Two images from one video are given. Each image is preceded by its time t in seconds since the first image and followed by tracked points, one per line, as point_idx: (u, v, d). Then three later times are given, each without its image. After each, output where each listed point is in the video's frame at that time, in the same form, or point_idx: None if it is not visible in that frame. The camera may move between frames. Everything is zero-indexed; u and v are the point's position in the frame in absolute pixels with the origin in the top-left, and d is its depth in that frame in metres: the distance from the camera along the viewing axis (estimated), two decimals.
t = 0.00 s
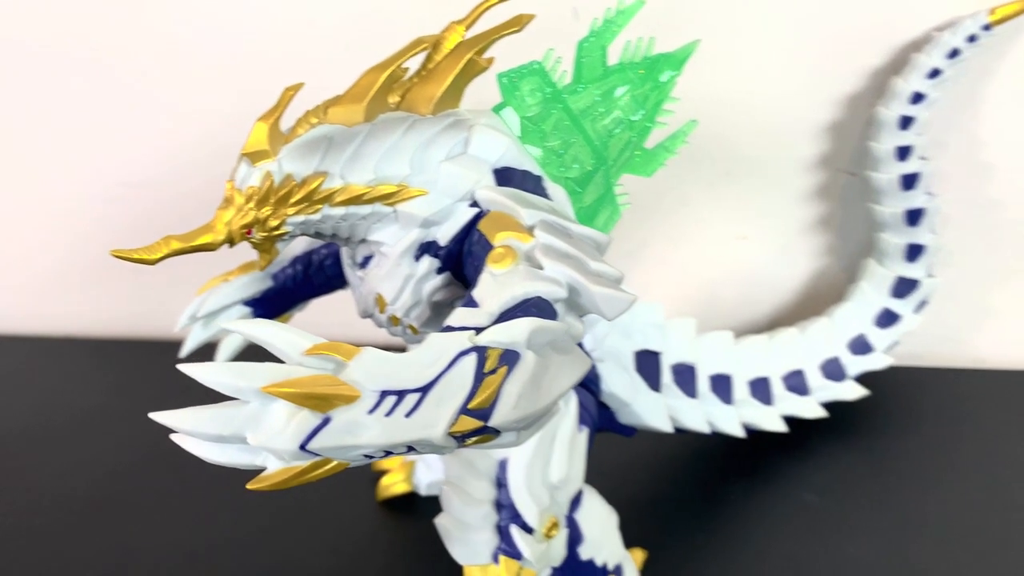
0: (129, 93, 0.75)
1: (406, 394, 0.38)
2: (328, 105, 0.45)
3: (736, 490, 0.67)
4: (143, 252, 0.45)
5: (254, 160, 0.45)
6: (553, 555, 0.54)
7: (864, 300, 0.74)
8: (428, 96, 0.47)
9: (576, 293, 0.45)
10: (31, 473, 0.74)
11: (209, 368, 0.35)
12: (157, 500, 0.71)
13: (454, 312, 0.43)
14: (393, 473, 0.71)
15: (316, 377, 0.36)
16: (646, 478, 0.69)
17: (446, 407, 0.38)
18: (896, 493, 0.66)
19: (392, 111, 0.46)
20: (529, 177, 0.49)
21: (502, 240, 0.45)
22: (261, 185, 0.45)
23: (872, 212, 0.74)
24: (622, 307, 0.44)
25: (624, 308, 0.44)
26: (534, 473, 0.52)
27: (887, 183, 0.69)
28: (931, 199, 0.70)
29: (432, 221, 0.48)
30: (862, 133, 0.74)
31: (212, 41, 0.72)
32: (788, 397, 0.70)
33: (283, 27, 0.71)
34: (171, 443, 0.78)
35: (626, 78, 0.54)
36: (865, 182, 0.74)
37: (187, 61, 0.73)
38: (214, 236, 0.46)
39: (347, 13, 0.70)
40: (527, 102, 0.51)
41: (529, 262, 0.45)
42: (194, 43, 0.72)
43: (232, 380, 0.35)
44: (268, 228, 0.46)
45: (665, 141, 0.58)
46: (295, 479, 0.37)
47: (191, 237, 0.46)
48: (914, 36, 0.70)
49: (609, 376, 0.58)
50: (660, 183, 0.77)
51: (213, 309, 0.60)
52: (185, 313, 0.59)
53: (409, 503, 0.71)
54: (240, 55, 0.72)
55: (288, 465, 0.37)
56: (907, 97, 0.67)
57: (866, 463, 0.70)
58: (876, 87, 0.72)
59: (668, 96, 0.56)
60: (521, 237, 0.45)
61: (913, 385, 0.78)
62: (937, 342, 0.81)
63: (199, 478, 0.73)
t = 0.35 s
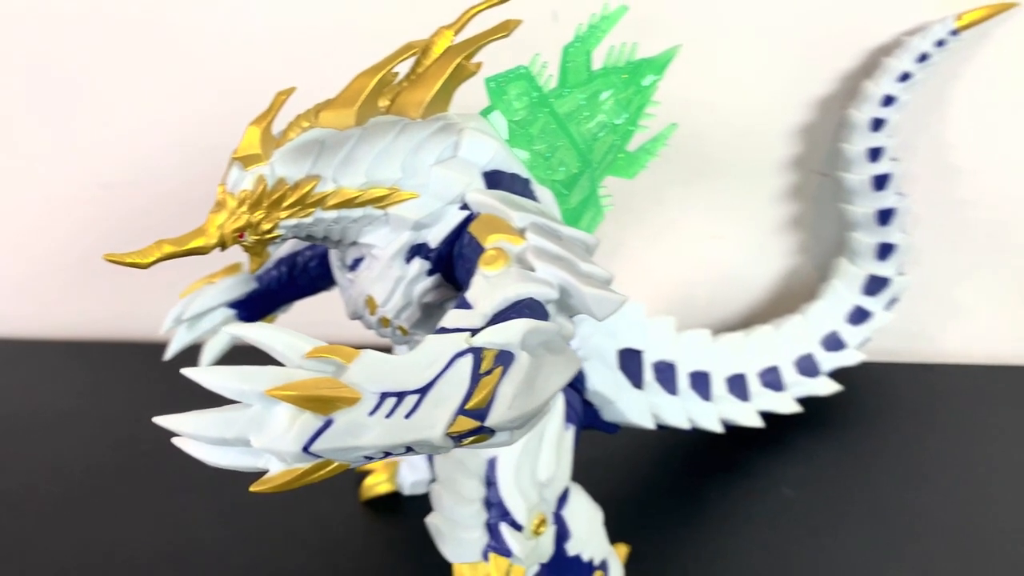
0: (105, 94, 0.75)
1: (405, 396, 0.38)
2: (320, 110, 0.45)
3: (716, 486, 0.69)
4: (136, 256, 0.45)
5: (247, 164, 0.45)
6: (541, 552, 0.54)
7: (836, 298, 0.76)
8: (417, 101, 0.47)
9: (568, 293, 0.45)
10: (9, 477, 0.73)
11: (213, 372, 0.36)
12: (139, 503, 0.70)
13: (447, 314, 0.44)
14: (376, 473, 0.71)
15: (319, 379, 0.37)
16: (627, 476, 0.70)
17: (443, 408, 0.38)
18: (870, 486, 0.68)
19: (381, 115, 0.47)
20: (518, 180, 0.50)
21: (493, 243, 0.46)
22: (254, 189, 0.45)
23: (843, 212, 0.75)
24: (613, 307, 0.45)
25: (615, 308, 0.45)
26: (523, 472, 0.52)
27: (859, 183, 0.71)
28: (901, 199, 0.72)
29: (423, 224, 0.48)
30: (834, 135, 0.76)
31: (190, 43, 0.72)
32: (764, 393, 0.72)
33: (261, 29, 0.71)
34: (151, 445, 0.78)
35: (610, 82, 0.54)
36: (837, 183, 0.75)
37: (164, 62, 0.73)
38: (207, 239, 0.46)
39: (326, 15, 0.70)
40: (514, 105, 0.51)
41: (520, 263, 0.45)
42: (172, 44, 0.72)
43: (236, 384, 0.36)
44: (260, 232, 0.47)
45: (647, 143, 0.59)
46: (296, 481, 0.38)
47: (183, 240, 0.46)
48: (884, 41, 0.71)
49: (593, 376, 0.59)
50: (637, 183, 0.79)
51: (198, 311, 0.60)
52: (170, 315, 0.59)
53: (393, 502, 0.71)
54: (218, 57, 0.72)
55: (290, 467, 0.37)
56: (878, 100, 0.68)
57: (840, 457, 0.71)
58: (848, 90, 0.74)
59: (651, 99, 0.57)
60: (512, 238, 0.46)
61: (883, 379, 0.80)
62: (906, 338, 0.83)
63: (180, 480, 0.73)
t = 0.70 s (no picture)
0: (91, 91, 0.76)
1: (417, 401, 0.38)
2: (321, 114, 0.45)
3: (704, 485, 0.70)
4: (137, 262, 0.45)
5: (248, 169, 0.45)
6: (539, 552, 0.55)
7: (817, 297, 0.77)
8: (418, 106, 0.48)
9: (571, 296, 0.46)
10: None
11: (230, 380, 0.36)
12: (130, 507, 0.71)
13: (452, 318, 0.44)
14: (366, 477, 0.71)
15: (336, 386, 0.37)
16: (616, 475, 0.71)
17: (451, 413, 0.38)
18: (854, 483, 0.69)
19: (382, 119, 0.47)
20: (517, 184, 0.51)
21: (496, 246, 0.46)
22: (256, 194, 0.45)
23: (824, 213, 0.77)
24: (617, 310, 0.45)
25: (620, 311, 0.45)
26: (521, 475, 0.53)
27: (840, 184, 0.72)
28: (881, 200, 0.73)
29: (424, 228, 0.49)
30: (814, 136, 0.77)
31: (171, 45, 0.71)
32: (748, 390, 0.73)
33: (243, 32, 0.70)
34: (141, 453, 0.78)
35: (604, 87, 0.55)
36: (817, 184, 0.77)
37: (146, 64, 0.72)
38: (207, 245, 0.46)
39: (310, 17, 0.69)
40: (511, 110, 0.52)
41: (523, 267, 0.45)
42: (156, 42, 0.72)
43: (252, 390, 0.36)
44: (262, 237, 0.46)
45: (638, 147, 0.60)
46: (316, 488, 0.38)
47: (184, 247, 0.46)
48: (864, 43, 0.73)
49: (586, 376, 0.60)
50: (620, 185, 0.79)
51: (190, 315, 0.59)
52: (162, 320, 0.59)
53: (384, 505, 0.71)
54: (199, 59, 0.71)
55: (304, 474, 0.37)
56: (860, 102, 0.70)
57: (825, 454, 0.73)
58: (828, 92, 0.75)
59: (643, 104, 0.57)
60: (514, 242, 0.46)
61: (864, 377, 0.81)
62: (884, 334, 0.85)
63: (174, 484, 0.74)
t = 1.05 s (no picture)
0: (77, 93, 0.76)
1: (430, 409, 0.38)
2: (323, 121, 0.45)
3: (693, 488, 0.70)
4: (139, 271, 0.45)
5: (250, 176, 0.44)
6: (538, 557, 0.55)
7: (800, 300, 0.78)
8: (419, 112, 0.47)
9: (575, 302, 0.45)
10: None
11: (243, 390, 0.35)
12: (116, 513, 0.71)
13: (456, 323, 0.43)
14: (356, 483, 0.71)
15: (351, 395, 0.36)
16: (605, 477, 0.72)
17: (464, 420, 0.38)
18: (840, 484, 0.70)
19: (382, 126, 0.46)
20: (517, 191, 0.50)
21: (497, 253, 0.46)
22: (259, 202, 0.44)
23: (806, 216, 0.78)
24: (621, 316, 0.45)
25: (623, 316, 0.45)
26: (520, 477, 0.53)
27: (822, 188, 0.73)
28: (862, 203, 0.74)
29: (425, 234, 0.49)
30: (796, 141, 0.78)
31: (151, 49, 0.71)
32: (735, 392, 0.74)
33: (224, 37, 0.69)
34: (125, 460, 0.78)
35: (599, 93, 0.55)
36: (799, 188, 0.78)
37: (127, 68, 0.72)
38: (208, 253, 0.45)
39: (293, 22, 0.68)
40: (509, 116, 0.52)
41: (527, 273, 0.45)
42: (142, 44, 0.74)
43: (266, 401, 0.35)
44: (264, 245, 0.46)
45: (629, 152, 0.61)
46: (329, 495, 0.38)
47: (186, 256, 0.46)
48: (846, 49, 0.73)
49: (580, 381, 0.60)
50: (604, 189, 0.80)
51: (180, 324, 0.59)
52: (151, 329, 0.59)
53: (374, 511, 0.71)
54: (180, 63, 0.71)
55: (319, 484, 0.36)
56: (842, 108, 0.71)
57: (811, 455, 0.74)
58: (811, 97, 0.76)
59: (635, 110, 0.58)
60: (517, 248, 0.46)
61: (844, 377, 0.83)
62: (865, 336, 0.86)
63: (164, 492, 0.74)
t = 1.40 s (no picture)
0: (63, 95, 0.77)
1: (437, 411, 0.38)
2: (321, 126, 0.45)
3: (680, 488, 0.71)
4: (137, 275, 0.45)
5: (250, 181, 0.44)
6: (533, 556, 0.56)
7: (781, 301, 0.80)
8: (416, 116, 0.47)
9: (573, 303, 0.46)
10: None
11: (255, 394, 0.36)
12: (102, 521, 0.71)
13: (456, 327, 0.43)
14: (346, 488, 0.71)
15: (360, 398, 0.37)
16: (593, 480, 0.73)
17: (469, 422, 0.38)
18: (824, 482, 0.72)
19: (381, 131, 0.46)
20: (512, 194, 0.51)
21: (496, 256, 0.46)
22: (259, 206, 0.44)
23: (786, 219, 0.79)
24: (617, 316, 0.46)
25: (621, 317, 0.46)
26: (515, 481, 0.54)
27: (803, 191, 0.75)
28: (841, 206, 0.76)
29: (424, 238, 0.49)
30: (777, 145, 0.80)
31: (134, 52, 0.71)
32: (719, 391, 0.75)
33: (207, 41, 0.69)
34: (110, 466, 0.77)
35: (589, 99, 0.56)
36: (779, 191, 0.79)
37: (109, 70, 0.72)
38: (207, 258, 0.45)
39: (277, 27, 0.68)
40: (503, 120, 0.53)
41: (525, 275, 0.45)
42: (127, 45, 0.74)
43: (278, 405, 0.35)
44: (263, 249, 0.46)
45: (618, 156, 0.61)
46: (339, 500, 0.38)
47: (185, 260, 0.45)
48: (825, 55, 0.75)
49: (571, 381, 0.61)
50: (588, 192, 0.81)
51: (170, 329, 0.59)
52: (142, 333, 0.58)
53: (364, 515, 0.71)
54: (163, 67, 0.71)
55: (329, 487, 0.36)
56: (822, 112, 0.72)
57: (796, 454, 0.75)
58: (791, 102, 0.77)
59: (624, 115, 0.59)
60: (515, 251, 0.46)
61: (825, 376, 0.84)
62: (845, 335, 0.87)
63: (151, 500, 0.74)
